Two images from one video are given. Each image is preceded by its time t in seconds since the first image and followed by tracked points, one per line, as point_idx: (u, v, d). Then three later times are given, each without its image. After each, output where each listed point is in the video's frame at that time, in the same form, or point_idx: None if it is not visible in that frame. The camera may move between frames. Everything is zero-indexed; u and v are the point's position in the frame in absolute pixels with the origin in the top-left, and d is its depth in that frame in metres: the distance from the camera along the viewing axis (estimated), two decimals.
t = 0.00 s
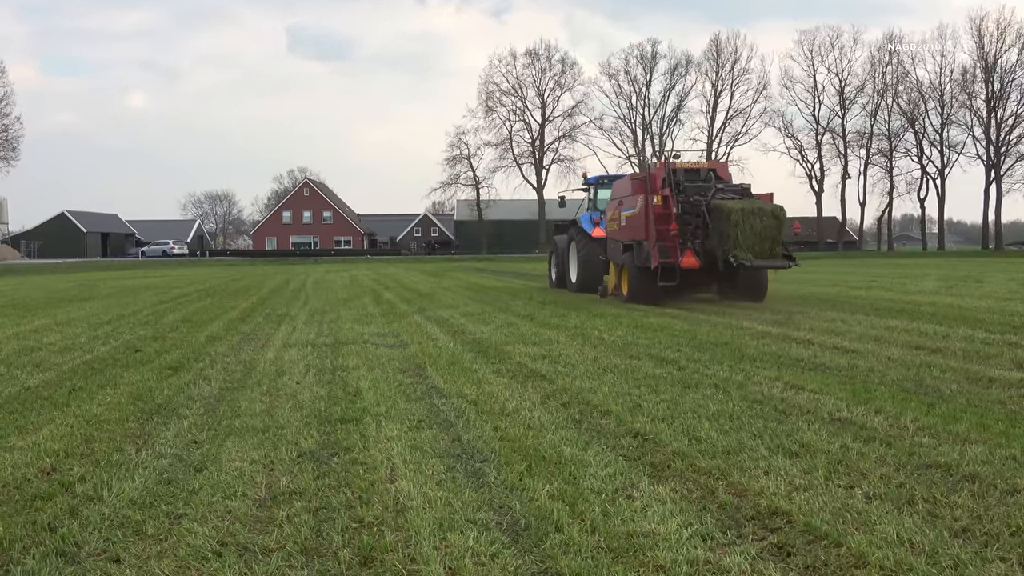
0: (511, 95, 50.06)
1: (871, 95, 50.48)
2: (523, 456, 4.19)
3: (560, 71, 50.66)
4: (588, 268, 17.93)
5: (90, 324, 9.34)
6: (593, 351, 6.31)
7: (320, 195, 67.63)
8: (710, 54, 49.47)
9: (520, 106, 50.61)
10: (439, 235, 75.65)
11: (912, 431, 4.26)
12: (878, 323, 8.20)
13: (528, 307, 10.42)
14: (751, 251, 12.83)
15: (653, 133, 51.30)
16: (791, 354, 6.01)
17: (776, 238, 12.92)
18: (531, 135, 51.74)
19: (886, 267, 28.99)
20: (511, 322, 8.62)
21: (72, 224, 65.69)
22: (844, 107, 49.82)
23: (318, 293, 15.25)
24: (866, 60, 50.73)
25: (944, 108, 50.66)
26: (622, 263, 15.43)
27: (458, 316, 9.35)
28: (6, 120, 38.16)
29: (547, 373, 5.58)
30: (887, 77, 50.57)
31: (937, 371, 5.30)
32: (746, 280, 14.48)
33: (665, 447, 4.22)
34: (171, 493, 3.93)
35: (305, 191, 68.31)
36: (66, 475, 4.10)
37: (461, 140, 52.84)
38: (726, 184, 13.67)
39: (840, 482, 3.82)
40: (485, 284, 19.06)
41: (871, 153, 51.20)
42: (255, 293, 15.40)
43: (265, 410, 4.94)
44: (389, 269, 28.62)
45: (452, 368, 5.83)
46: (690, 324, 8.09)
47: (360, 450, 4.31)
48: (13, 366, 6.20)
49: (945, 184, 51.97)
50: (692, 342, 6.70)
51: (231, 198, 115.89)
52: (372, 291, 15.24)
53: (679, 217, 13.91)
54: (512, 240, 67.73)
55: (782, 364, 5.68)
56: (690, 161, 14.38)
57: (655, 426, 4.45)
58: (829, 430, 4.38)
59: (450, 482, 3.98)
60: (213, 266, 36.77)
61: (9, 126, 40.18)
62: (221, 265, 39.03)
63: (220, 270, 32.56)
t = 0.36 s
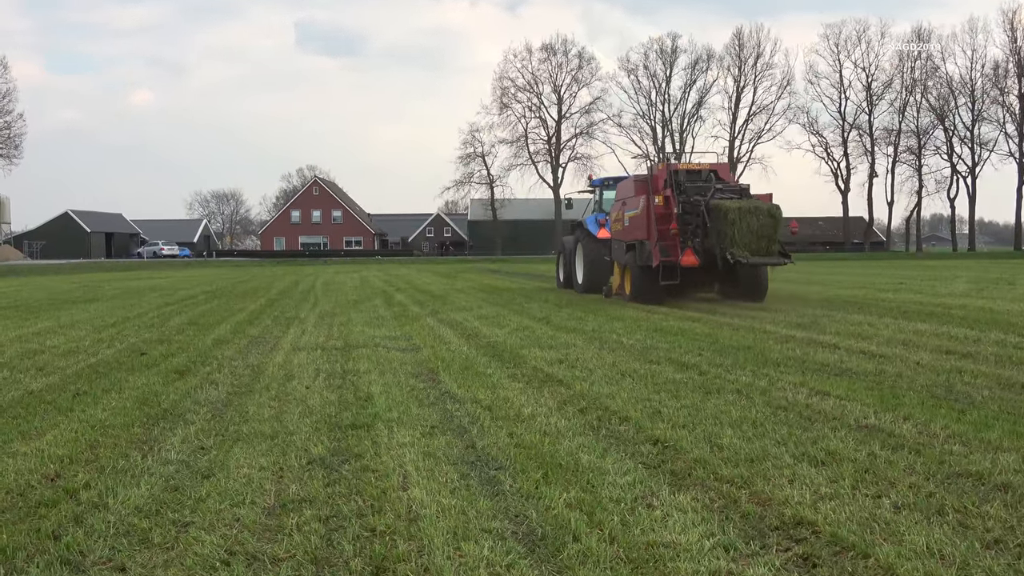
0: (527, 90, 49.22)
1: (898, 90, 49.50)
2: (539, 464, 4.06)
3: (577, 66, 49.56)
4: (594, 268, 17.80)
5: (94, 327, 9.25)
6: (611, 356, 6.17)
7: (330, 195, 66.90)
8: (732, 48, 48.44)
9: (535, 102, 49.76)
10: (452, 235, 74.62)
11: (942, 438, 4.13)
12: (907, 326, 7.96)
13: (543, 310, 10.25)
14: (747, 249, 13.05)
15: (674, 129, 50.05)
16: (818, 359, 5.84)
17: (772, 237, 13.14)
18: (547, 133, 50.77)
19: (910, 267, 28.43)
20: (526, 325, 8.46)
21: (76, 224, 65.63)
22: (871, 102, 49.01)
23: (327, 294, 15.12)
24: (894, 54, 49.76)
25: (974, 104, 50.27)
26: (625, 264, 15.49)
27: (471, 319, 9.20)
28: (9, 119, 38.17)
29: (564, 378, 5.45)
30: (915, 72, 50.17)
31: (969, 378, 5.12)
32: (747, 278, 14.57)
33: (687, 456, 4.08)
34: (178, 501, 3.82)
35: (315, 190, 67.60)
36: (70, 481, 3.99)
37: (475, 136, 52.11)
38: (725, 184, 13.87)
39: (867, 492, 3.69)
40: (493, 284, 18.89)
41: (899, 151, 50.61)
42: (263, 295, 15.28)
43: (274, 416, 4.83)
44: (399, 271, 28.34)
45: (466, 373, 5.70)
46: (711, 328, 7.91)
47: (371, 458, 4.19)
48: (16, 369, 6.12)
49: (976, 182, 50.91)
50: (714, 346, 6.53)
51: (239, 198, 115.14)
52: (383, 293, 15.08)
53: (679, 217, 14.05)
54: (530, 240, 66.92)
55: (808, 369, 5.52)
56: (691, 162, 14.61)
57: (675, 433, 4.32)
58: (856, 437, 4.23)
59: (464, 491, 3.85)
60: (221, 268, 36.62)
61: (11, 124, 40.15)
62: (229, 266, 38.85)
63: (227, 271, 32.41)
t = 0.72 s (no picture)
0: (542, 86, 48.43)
1: (925, 85, 48.67)
2: (554, 472, 3.92)
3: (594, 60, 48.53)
4: (600, 268, 17.73)
5: (98, 329, 9.16)
6: (629, 360, 6.03)
7: (339, 194, 66.54)
8: (755, 42, 47.51)
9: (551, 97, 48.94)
10: (464, 235, 73.89)
11: (973, 446, 3.96)
12: (936, 330, 7.75)
13: (557, 312, 10.10)
14: (746, 253, 13.36)
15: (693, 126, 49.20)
16: (843, 365, 5.68)
17: (770, 241, 13.44)
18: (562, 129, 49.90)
19: (933, 267, 27.97)
20: (541, 328, 8.32)
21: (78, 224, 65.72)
22: (900, 98, 48.44)
23: (334, 296, 15.00)
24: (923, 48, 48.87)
25: (1006, 99, 49.93)
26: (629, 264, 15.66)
27: (484, 322, 9.05)
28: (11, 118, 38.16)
29: (580, 383, 5.29)
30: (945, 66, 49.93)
31: (1002, 384, 4.94)
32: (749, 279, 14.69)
33: (708, 463, 3.93)
34: (183, 508, 3.70)
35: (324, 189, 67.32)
36: (72, 489, 3.88)
37: (488, 134, 51.46)
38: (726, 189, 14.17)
39: (895, 502, 3.53)
40: (501, 285, 18.73)
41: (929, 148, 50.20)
42: (270, 296, 15.15)
43: (281, 421, 4.70)
44: (408, 272, 28.15)
45: (479, 377, 5.56)
46: (731, 331, 7.75)
47: (380, 465, 4.05)
48: (17, 374, 6.02)
49: (1008, 180, 50.24)
50: (736, 350, 6.38)
51: (245, 197, 114.76)
52: (392, 294, 14.96)
53: (681, 220, 14.28)
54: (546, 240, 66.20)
55: (834, 374, 5.37)
56: (694, 166, 14.87)
57: (695, 440, 4.17)
58: (883, 444, 4.08)
59: (477, 499, 3.71)
60: (228, 268, 36.45)
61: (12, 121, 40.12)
62: (235, 267, 38.67)
63: (233, 272, 32.29)
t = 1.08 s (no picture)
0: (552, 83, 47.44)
1: (947, 80, 48.47)
2: (564, 479, 3.78)
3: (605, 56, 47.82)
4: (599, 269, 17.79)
5: (94, 332, 9.05)
6: (641, 364, 5.89)
7: (342, 193, 66.35)
8: (771, 37, 47.18)
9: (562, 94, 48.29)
10: (471, 236, 73.46)
11: (997, 454, 3.82)
12: (957, 334, 7.59)
13: (566, 315, 9.97)
14: (737, 251, 13.53)
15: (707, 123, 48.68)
16: (861, 370, 5.53)
17: (762, 239, 13.61)
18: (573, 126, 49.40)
19: (953, 269, 27.63)
20: (549, 331, 8.19)
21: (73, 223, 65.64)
22: (921, 95, 48.04)
23: (337, 299, 14.87)
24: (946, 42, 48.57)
25: None
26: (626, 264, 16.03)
27: (490, 325, 8.92)
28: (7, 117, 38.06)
29: (590, 389, 5.13)
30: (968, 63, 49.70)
31: None
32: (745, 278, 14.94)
33: (721, 470, 3.79)
34: (180, 517, 3.58)
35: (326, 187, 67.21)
36: (67, 496, 3.76)
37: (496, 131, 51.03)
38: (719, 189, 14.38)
39: (916, 511, 3.38)
40: (505, 287, 18.58)
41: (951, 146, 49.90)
42: (271, 299, 15.03)
43: (281, 427, 4.58)
44: (412, 274, 27.96)
45: (485, 383, 5.42)
46: (744, 334, 7.61)
47: (385, 472, 3.91)
48: (11, 378, 5.91)
49: None
50: (751, 355, 6.25)
51: (245, 197, 114.28)
52: (397, 297, 14.83)
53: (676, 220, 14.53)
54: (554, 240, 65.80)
55: (852, 380, 5.23)
56: (691, 166, 15.11)
57: (709, 447, 4.01)
58: (903, 452, 3.94)
59: (483, 508, 3.57)
60: (228, 270, 36.26)
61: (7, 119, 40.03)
62: (236, 268, 38.50)
63: (235, 273, 32.12)
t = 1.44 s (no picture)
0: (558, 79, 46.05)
1: (967, 76, 47.77)
2: (570, 487, 3.65)
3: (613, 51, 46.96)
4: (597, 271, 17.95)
5: (89, 336, 8.91)
6: (650, 369, 5.77)
7: (342, 193, 66.19)
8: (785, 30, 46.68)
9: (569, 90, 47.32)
10: (475, 236, 72.91)
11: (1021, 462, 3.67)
12: (977, 338, 7.44)
13: (574, 318, 9.83)
14: (730, 254, 14.08)
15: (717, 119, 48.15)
16: (878, 375, 5.39)
17: (754, 243, 14.16)
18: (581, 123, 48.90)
19: (972, 271, 27.20)
20: (555, 334, 8.07)
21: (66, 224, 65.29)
22: (939, 91, 47.57)
23: (338, 302, 14.71)
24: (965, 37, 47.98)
25: None
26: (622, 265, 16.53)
27: (494, 328, 8.79)
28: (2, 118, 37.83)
29: (599, 394, 5.00)
30: (987, 58, 49.33)
31: None
32: (738, 279, 15.51)
33: (734, 477, 3.65)
34: (176, 527, 3.46)
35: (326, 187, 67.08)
36: (61, 504, 3.66)
37: (501, 129, 50.57)
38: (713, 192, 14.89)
39: (935, 520, 3.24)
40: (507, 289, 18.43)
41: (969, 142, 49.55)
42: (269, 302, 14.87)
43: (280, 434, 4.45)
44: (414, 276, 27.73)
45: (491, 388, 5.28)
46: (757, 338, 7.47)
47: (386, 481, 3.78)
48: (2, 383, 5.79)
49: None
50: (764, 359, 6.13)
51: (244, 197, 113.64)
52: (399, 299, 14.70)
53: (672, 223, 15.04)
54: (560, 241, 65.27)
55: (870, 386, 5.09)
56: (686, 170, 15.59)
57: (722, 454, 3.87)
58: (922, 459, 3.80)
59: (488, 517, 3.44)
60: (227, 272, 35.99)
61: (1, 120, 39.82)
62: (235, 270, 38.23)
63: (234, 276, 31.85)
